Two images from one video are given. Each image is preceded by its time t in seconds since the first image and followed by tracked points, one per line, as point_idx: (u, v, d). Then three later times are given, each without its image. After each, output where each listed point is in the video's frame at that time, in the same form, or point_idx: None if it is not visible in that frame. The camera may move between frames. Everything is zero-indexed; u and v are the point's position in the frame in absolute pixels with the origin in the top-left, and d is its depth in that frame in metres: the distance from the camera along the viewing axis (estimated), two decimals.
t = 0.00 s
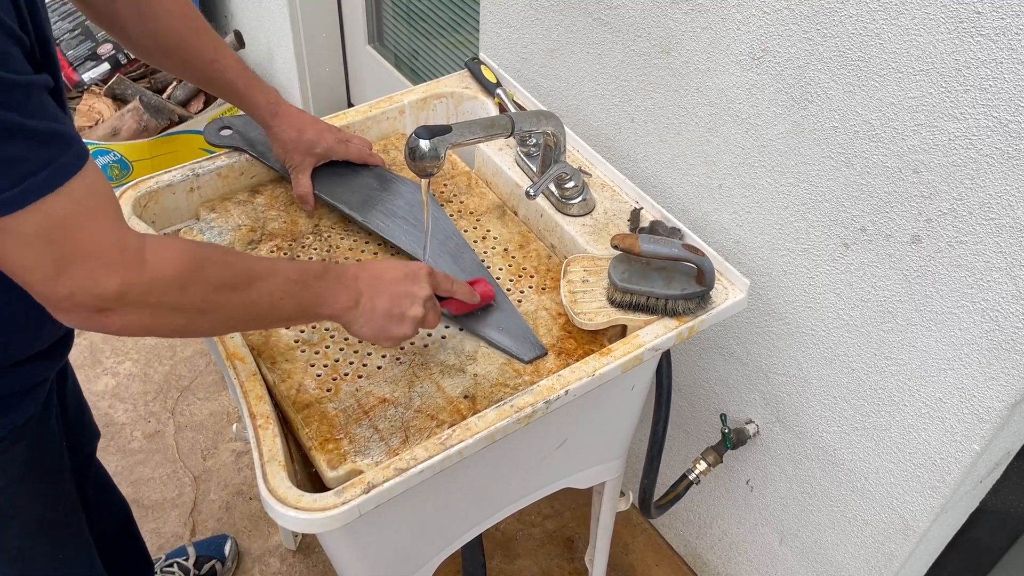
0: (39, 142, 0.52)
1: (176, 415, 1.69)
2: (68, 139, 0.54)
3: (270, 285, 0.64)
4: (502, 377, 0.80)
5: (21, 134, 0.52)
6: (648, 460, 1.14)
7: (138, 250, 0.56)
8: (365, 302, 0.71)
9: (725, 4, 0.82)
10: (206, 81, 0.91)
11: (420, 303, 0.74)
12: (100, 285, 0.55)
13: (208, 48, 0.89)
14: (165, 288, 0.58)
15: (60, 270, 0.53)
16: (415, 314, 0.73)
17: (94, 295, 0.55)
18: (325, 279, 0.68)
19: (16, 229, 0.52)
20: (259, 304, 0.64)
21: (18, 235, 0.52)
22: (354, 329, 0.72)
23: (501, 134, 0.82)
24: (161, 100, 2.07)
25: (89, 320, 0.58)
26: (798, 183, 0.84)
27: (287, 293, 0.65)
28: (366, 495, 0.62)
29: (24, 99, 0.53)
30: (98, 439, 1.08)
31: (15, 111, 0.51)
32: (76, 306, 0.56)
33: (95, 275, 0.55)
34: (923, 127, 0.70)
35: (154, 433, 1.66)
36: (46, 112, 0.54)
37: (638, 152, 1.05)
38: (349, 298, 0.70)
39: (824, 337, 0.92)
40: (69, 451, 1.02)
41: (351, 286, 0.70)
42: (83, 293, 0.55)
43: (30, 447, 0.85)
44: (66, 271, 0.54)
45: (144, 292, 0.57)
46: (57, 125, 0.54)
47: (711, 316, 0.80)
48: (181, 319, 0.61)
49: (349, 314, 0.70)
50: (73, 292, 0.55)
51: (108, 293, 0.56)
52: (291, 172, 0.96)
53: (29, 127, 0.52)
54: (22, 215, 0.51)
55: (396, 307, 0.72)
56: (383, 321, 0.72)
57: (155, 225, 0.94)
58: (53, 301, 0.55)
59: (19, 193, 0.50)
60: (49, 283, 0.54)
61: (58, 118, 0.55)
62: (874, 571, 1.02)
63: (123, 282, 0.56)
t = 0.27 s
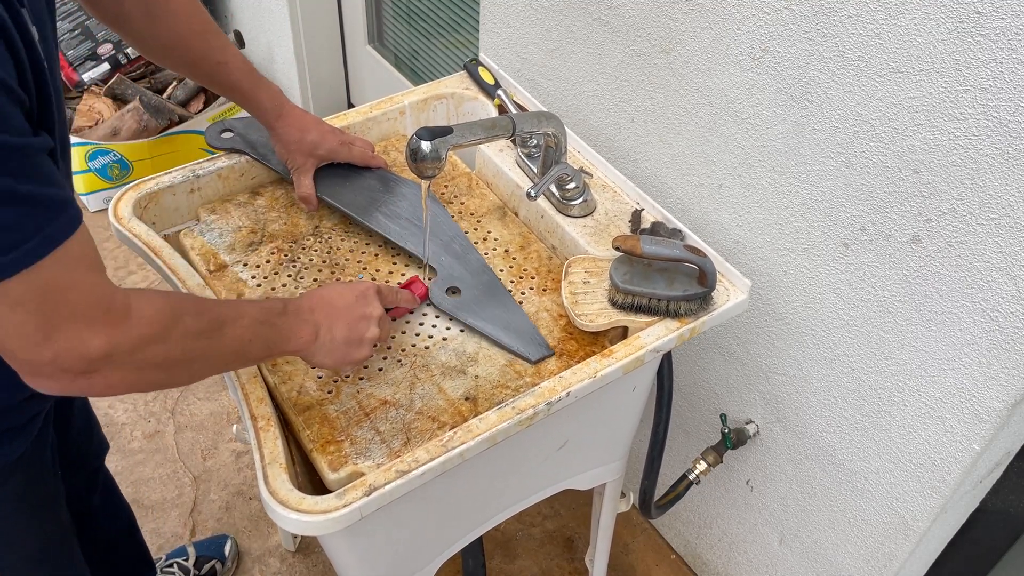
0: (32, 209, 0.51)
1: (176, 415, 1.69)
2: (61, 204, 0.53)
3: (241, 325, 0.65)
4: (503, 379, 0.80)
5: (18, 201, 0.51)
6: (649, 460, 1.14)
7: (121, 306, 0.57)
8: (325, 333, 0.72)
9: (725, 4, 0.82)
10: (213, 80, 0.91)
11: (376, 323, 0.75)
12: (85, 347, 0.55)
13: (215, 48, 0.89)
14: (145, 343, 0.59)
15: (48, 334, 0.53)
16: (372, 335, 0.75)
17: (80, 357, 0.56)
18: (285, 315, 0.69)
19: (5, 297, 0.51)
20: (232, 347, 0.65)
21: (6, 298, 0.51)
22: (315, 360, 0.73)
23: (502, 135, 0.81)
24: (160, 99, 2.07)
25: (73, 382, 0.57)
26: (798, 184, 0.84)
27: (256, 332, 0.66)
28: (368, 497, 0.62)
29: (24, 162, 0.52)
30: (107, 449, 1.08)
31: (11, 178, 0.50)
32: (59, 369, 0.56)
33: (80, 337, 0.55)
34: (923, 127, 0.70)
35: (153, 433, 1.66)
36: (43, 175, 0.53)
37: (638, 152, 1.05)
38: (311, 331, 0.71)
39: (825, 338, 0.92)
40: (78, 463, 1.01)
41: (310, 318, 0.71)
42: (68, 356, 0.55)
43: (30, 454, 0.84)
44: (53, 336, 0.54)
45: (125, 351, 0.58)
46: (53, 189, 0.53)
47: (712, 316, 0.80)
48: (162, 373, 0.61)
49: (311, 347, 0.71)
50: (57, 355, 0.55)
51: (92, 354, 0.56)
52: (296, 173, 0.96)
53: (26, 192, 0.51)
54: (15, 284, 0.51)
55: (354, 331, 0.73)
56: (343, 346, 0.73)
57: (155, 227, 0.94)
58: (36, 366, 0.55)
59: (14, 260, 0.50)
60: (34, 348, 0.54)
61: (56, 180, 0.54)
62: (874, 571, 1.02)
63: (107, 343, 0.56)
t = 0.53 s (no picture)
0: (57, 244, 0.50)
1: (177, 415, 1.69)
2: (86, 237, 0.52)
3: (257, 335, 0.64)
4: (502, 378, 0.80)
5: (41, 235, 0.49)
6: (648, 460, 1.14)
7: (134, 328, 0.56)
8: (347, 333, 0.70)
9: (725, 4, 0.82)
10: (215, 91, 0.90)
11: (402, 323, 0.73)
12: (97, 370, 0.55)
13: (216, 58, 0.88)
14: (157, 363, 0.58)
15: (60, 360, 0.53)
16: (397, 334, 0.73)
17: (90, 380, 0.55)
18: (305, 320, 0.68)
19: (19, 326, 0.50)
20: (246, 356, 0.64)
21: (25, 326, 0.50)
22: (337, 356, 0.72)
23: (501, 135, 0.82)
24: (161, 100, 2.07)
25: (83, 402, 0.57)
26: (798, 183, 0.84)
27: (271, 340, 0.65)
28: (366, 496, 0.62)
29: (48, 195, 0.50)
30: (91, 459, 1.06)
31: (39, 213, 0.49)
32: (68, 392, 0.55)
33: (92, 361, 0.54)
34: (923, 127, 0.70)
35: (154, 433, 1.66)
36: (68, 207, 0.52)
37: (638, 152, 1.05)
38: (333, 332, 0.69)
39: (824, 338, 0.92)
40: (63, 472, 0.99)
41: (331, 320, 0.70)
42: (78, 380, 0.55)
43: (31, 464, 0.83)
44: (64, 362, 0.53)
45: (136, 371, 0.57)
46: (78, 222, 0.52)
47: (712, 316, 0.80)
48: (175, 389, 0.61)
49: (332, 346, 0.70)
50: (68, 378, 0.54)
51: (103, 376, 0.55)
52: (296, 178, 0.96)
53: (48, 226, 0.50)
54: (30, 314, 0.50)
55: (377, 331, 0.71)
56: (363, 346, 0.71)
57: (155, 226, 0.94)
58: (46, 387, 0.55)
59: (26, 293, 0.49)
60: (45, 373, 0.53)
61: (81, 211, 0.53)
62: (874, 571, 1.02)
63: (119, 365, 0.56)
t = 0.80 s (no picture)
0: (70, 234, 0.51)
1: (176, 415, 1.69)
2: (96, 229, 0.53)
3: (257, 336, 0.64)
4: (504, 378, 0.80)
5: (54, 225, 0.50)
6: (649, 460, 1.14)
7: (140, 325, 0.56)
8: (342, 337, 0.70)
9: (725, 4, 0.82)
10: (215, 88, 0.90)
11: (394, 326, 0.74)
12: (104, 368, 0.54)
13: (217, 55, 0.88)
14: (162, 362, 0.58)
15: (68, 355, 0.52)
16: (390, 337, 0.73)
17: (97, 378, 0.55)
18: (302, 323, 0.67)
19: (29, 319, 0.50)
20: (248, 359, 0.64)
21: (34, 319, 0.50)
22: (333, 362, 0.72)
23: (504, 135, 0.82)
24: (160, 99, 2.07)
25: (88, 402, 0.56)
26: (798, 183, 0.85)
27: (271, 342, 0.65)
28: (369, 496, 0.63)
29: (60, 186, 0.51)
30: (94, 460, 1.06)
31: (50, 202, 0.50)
32: (75, 390, 0.55)
33: (100, 358, 0.54)
34: (923, 127, 0.70)
35: (154, 433, 1.66)
36: (78, 200, 0.53)
37: (638, 152, 1.05)
38: (328, 336, 0.69)
39: (824, 338, 0.92)
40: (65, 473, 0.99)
41: (327, 324, 0.69)
42: (86, 378, 0.54)
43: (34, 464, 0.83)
44: (73, 358, 0.53)
45: (143, 371, 0.57)
46: (90, 214, 0.53)
47: (714, 316, 0.80)
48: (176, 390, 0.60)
49: (328, 351, 0.70)
50: (75, 376, 0.53)
51: (111, 374, 0.55)
52: (297, 177, 0.96)
53: (61, 215, 0.51)
54: (41, 306, 0.50)
55: (371, 334, 0.71)
56: (358, 350, 0.71)
57: (156, 226, 0.94)
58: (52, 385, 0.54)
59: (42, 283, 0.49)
60: (52, 369, 0.53)
61: (90, 203, 0.54)
62: (874, 571, 1.02)
63: (126, 364, 0.55)
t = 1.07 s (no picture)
0: (71, 216, 0.52)
1: (176, 415, 1.69)
2: (95, 212, 0.54)
3: (264, 325, 0.64)
4: (502, 376, 0.80)
5: (56, 208, 0.51)
6: (649, 460, 1.14)
7: (149, 314, 0.56)
8: (348, 328, 0.70)
9: (725, 4, 0.82)
10: (215, 89, 0.90)
11: (398, 315, 0.74)
12: (115, 361, 0.54)
13: (216, 57, 0.88)
14: (173, 355, 0.57)
15: (78, 348, 0.52)
16: (395, 327, 0.73)
17: (109, 372, 0.54)
18: (306, 314, 0.67)
19: (35, 309, 0.50)
20: (258, 350, 0.63)
21: (42, 311, 0.50)
22: (339, 356, 0.71)
23: (502, 134, 0.82)
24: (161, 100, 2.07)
25: (100, 400, 0.56)
26: (798, 183, 0.85)
27: (278, 332, 0.64)
28: (367, 493, 0.63)
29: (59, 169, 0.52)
30: (92, 457, 1.07)
31: (51, 184, 0.51)
32: (86, 387, 0.54)
33: (109, 350, 0.53)
34: (923, 127, 0.70)
35: (154, 433, 1.66)
36: (75, 183, 0.54)
37: (638, 152, 1.05)
38: (333, 327, 0.69)
39: (824, 338, 0.92)
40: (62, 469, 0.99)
41: (331, 315, 0.69)
42: (98, 372, 0.53)
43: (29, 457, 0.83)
44: (84, 351, 0.52)
45: (153, 364, 0.56)
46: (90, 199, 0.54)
47: (712, 315, 0.80)
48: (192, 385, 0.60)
49: (336, 343, 0.69)
50: (86, 371, 0.53)
51: (122, 367, 0.54)
52: (296, 176, 0.96)
53: (61, 197, 0.51)
54: (45, 293, 0.50)
55: (377, 324, 0.71)
56: (367, 341, 0.71)
57: (155, 225, 0.94)
58: (64, 383, 0.53)
59: (50, 265, 0.49)
60: (63, 366, 0.52)
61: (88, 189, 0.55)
62: (874, 571, 1.02)
63: (137, 355, 0.55)
